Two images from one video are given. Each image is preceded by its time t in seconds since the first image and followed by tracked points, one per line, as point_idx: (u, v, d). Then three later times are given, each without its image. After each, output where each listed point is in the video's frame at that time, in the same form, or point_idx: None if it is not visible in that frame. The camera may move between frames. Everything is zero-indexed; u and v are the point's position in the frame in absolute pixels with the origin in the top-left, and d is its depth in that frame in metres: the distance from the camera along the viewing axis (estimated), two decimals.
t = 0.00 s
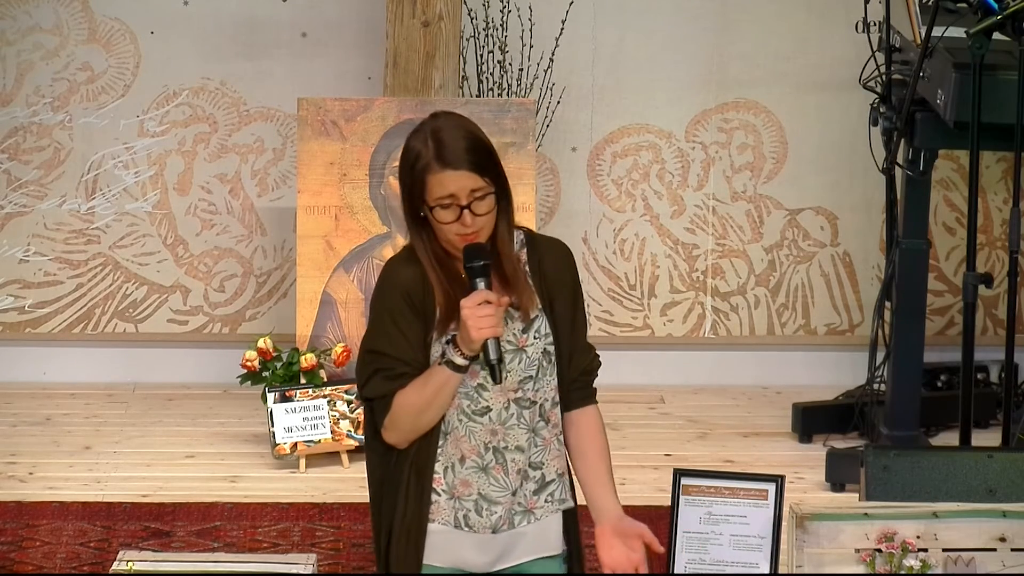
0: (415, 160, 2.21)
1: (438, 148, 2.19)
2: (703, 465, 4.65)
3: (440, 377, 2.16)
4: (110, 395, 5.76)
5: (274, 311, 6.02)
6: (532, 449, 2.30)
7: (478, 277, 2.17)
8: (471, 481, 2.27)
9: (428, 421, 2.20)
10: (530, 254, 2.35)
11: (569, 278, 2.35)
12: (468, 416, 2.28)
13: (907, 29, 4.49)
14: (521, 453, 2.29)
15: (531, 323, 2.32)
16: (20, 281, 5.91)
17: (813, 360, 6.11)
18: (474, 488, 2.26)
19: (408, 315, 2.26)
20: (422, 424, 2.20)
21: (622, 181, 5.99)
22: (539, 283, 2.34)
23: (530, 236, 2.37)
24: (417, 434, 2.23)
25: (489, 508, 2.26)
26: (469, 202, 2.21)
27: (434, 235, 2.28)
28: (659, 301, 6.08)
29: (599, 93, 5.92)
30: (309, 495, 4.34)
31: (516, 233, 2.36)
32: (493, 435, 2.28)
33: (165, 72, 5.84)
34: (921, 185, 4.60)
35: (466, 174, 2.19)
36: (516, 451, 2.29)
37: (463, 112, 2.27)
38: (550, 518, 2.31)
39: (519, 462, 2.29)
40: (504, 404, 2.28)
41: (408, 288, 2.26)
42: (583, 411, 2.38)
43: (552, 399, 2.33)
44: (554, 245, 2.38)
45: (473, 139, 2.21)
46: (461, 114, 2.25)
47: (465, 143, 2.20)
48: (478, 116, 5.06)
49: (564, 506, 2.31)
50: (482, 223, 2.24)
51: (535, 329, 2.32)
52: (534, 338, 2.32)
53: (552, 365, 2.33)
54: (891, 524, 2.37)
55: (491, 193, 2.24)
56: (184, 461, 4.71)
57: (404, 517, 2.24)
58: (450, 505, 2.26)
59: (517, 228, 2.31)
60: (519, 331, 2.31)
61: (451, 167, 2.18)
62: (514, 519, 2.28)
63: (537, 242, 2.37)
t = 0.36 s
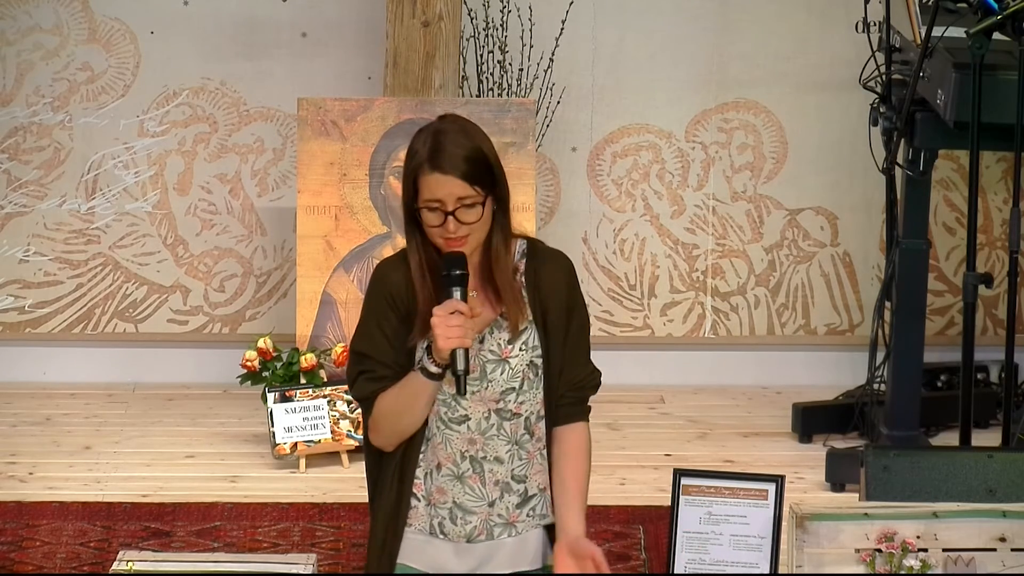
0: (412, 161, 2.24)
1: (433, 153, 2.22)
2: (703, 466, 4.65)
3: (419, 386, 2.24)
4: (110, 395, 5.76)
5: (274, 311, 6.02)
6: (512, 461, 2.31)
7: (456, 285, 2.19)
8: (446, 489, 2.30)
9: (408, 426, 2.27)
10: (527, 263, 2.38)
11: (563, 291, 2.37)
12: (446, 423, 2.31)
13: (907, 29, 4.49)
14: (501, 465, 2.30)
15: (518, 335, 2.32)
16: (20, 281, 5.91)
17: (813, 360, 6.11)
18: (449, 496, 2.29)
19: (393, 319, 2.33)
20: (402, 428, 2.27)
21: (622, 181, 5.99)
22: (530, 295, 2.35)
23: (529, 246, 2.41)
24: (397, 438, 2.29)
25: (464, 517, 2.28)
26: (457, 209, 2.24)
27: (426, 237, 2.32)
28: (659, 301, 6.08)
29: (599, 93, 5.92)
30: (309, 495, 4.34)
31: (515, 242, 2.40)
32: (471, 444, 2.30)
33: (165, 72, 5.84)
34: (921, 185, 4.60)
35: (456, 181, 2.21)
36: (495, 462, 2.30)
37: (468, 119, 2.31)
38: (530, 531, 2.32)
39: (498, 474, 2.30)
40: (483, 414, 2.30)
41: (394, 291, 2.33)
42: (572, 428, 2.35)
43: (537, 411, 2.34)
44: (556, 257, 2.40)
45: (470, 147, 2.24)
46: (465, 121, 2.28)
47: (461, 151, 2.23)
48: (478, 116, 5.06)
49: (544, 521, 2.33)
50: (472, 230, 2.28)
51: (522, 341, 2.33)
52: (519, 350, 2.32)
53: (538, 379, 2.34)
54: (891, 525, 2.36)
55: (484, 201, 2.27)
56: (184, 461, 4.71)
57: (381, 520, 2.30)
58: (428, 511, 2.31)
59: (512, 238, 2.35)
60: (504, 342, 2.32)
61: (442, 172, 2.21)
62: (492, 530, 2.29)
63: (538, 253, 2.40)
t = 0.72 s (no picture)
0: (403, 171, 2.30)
1: (423, 165, 2.28)
2: (703, 466, 4.65)
3: (399, 397, 2.30)
4: (109, 395, 5.76)
5: (274, 312, 6.02)
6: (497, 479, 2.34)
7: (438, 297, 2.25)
8: (430, 503, 2.34)
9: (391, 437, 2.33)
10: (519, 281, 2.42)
11: (554, 312, 2.40)
12: (430, 437, 2.36)
13: (907, 29, 4.49)
14: (484, 481, 2.34)
15: (507, 351, 2.37)
16: (20, 281, 5.91)
17: (813, 360, 6.10)
18: (433, 511, 2.33)
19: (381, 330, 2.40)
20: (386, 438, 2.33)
21: (622, 181, 5.99)
22: (518, 313, 2.40)
23: (523, 262, 2.46)
24: (381, 448, 2.35)
25: (447, 532, 2.32)
26: (444, 220, 2.30)
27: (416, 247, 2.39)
28: (659, 301, 6.08)
29: (599, 93, 5.93)
30: (309, 495, 4.34)
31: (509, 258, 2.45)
32: (455, 459, 2.34)
33: (165, 72, 5.84)
34: (921, 185, 4.61)
35: (444, 192, 2.27)
36: (479, 479, 2.34)
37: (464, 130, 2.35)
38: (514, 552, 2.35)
39: (481, 491, 2.34)
40: (467, 430, 2.35)
41: (384, 302, 2.39)
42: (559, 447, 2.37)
43: (523, 430, 2.38)
44: (549, 275, 2.45)
45: (460, 159, 2.29)
46: (459, 134, 2.33)
47: (451, 163, 2.28)
48: (478, 116, 5.05)
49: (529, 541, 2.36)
50: (459, 241, 2.33)
51: (509, 358, 2.38)
52: (506, 367, 2.37)
53: (524, 398, 2.38)
54: (891, 525, 2.36)
55: (472, 212, 2.33)
56: (184, 461, 4.71)
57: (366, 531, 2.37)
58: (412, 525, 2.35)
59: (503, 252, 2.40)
60: (491, 358, 2.37)
61: (430, 183, 2.27)
62: (476, 548, 2.32)
63: (531, 271, 2.44)
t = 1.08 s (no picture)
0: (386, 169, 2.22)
1: (406, 162, 2.20)
2: (703, 466, 4.65)
3: (375, 401, 2.17)
4: (110, 395, 5.76)
5: (274, 312, 6.01)
6: (480, 489, 2.19)
7: (417, 297, 2.16)
8: (409, 512, 2.18)
9: (367, 445, 2.19)
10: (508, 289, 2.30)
11: (549, 319, 2.28)
12: (410, 443, 2.21)
13: (907, 29, 4.49)
14: (467, 491, 2.19)
15: (494, 358, 2.23)
16: (20, 281, 5.91)
17: (813, 360, 6.11)
18: (412, 519, 2.18)
19: (361, 336, 2.28)
20: (361, 445, 2.19)
21: (622, 181, 5.98)
22: (510, 319, 2.27)
23: (512, 271, 2.34)
24: (357, 457, 2.21)
25: (426, 542, 2.17)
26: (425, 219, 2.20)
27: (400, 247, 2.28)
28: (659, 301, 6.07)
29: (599, 93, 5.93)
30: (309, 495, 4.34)
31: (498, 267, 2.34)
32: (436, 466, 2.19)
33: (166, 72, 5.84)
34: (921, 186, 4.61)
35: (425, 189, 2.18)
36: (462, 488, 2.19)
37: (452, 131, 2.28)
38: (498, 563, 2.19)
39: (463, 500, 2.19)
40: (450, 437, 2.20)
41: (365, 307, 2.28)
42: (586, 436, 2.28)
43: (509, 440, 2.22)
44: (541, 285, 2.33)
45: (443, 158, 2.21)
46: (445, 134, 2.25)
47: (434, 160, 2.20)
48: (478, 116, 5.05)
49: (513, 553, 2.20)
50: (442, 242, 2.23)
51: (497, 365, 2.23)
52: (493, 374, 2.22)
53: (511, 407, 2.23)
54: (891, 525, 2.36)
55: (456, 212, 2.23)
56: (184, 461, 4.71)
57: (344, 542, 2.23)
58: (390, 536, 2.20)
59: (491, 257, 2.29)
60: (478, 364, 2.22)
61: (412, 180, 2.18)
62: (458, 558, 2.16)
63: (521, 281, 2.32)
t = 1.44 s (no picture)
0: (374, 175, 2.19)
1: (393, 169, 2.16)
2: (703, 466, 4.66)
3: (352, 411, 2.14)
4: (109, 395, 5.76)
5: (274, 312, 6.01)
6: (459, 503, 2.16)
7: (399, 304, 2.10)
8: (386, 524, 2.16)
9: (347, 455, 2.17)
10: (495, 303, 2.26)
11: (535, 334, 2.25)
12: (389, 454, 2.18)
13: (907, 29, 4.49)
14: (446, 504, 2.16)
15: (476, 371, 2.20)
16: (20, 281, 5.91)
17: (813, 360, 6.11)
18: (389, 531, 2.15)
19: (342, 347, 2.25)
20: (342, 456, 2.17)
21: (622, 181, 5.99)
22: (497, 333, 2.23)
23: (501, 286, 2.30)
24: (339, 469, 2.19)
25: (403, 555, 2.14)
26: (410, 226, 2.16)
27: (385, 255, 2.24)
28: (659, 301, 6.07)
29: (599, 93, 5.93)
30: (308, 495, 4.34)
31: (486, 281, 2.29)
32: (415, 478, 2.16)
33: (166, 72, 5.84)
34: (921, 186, 4.61)
35: (410, 197, 2.14)
36: (441, 501, 2.16)
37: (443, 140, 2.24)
38: None
39: (442, 514, 2.16)
40: (430, 448, 2.17)
41: (348, 319, 2.25)
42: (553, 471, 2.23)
43: (492, 455, 2.19)
44: (528, 301, 2.28)
45: (431, 166, 2.17)
46: (436, 142, 2.21)
47: (421, 168, 2.16)
48: (478, 116, 5.04)
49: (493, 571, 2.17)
50: (426, 251, 2.18)
51: (479, 378, 2.19)
52: (476, 387, 2.19)
53: (494, 421, 2.20)
54: (891, 525, 2.36)
55: (441, 221, 2.18)
56: (184, 461, 4.71)
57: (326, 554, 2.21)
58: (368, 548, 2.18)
59: (478, 270, 2.25)
60: (460, 376, 2.19)
61: (398, 186, 2.14)
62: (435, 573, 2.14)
63: (509, 296, 2.27)
